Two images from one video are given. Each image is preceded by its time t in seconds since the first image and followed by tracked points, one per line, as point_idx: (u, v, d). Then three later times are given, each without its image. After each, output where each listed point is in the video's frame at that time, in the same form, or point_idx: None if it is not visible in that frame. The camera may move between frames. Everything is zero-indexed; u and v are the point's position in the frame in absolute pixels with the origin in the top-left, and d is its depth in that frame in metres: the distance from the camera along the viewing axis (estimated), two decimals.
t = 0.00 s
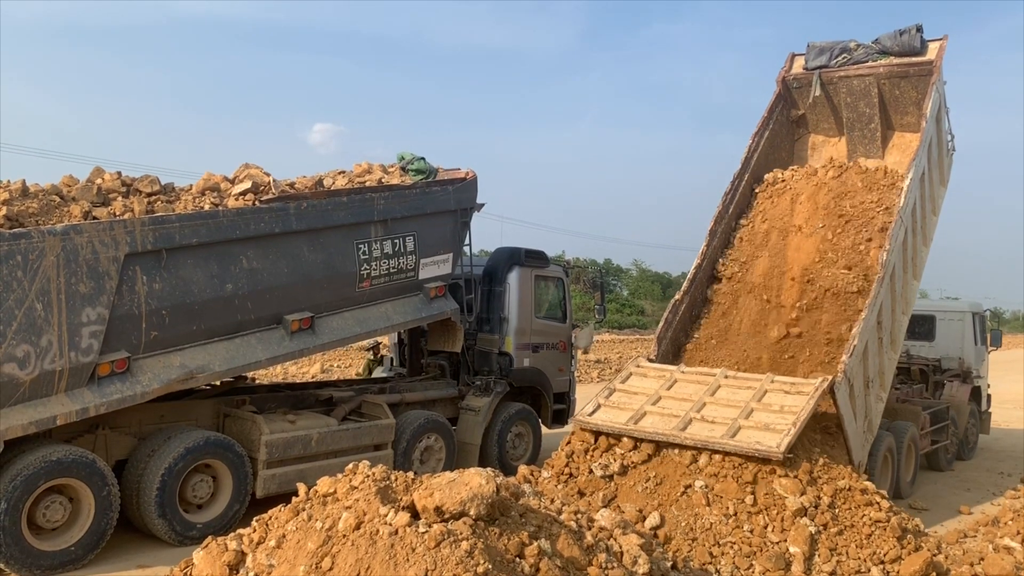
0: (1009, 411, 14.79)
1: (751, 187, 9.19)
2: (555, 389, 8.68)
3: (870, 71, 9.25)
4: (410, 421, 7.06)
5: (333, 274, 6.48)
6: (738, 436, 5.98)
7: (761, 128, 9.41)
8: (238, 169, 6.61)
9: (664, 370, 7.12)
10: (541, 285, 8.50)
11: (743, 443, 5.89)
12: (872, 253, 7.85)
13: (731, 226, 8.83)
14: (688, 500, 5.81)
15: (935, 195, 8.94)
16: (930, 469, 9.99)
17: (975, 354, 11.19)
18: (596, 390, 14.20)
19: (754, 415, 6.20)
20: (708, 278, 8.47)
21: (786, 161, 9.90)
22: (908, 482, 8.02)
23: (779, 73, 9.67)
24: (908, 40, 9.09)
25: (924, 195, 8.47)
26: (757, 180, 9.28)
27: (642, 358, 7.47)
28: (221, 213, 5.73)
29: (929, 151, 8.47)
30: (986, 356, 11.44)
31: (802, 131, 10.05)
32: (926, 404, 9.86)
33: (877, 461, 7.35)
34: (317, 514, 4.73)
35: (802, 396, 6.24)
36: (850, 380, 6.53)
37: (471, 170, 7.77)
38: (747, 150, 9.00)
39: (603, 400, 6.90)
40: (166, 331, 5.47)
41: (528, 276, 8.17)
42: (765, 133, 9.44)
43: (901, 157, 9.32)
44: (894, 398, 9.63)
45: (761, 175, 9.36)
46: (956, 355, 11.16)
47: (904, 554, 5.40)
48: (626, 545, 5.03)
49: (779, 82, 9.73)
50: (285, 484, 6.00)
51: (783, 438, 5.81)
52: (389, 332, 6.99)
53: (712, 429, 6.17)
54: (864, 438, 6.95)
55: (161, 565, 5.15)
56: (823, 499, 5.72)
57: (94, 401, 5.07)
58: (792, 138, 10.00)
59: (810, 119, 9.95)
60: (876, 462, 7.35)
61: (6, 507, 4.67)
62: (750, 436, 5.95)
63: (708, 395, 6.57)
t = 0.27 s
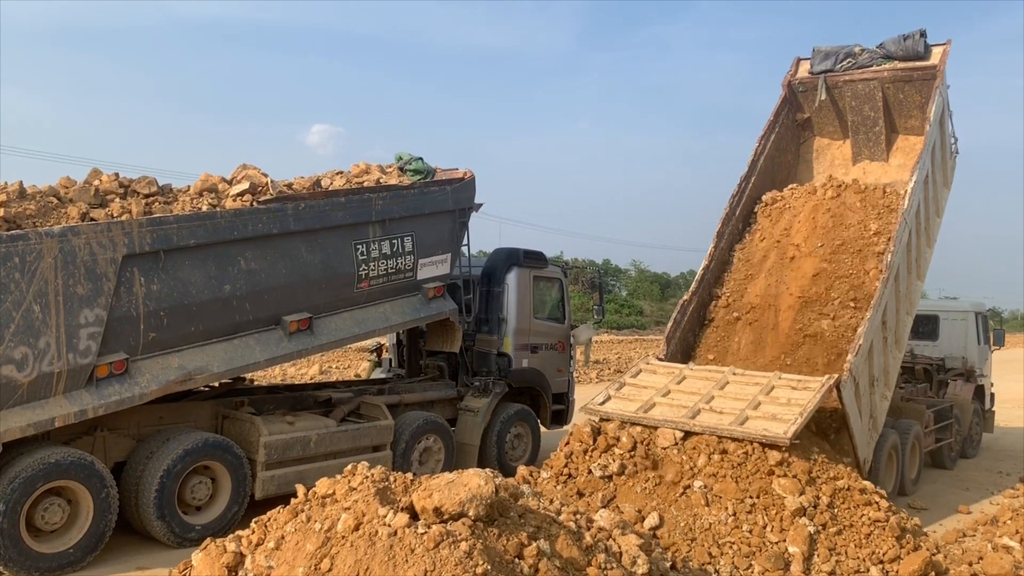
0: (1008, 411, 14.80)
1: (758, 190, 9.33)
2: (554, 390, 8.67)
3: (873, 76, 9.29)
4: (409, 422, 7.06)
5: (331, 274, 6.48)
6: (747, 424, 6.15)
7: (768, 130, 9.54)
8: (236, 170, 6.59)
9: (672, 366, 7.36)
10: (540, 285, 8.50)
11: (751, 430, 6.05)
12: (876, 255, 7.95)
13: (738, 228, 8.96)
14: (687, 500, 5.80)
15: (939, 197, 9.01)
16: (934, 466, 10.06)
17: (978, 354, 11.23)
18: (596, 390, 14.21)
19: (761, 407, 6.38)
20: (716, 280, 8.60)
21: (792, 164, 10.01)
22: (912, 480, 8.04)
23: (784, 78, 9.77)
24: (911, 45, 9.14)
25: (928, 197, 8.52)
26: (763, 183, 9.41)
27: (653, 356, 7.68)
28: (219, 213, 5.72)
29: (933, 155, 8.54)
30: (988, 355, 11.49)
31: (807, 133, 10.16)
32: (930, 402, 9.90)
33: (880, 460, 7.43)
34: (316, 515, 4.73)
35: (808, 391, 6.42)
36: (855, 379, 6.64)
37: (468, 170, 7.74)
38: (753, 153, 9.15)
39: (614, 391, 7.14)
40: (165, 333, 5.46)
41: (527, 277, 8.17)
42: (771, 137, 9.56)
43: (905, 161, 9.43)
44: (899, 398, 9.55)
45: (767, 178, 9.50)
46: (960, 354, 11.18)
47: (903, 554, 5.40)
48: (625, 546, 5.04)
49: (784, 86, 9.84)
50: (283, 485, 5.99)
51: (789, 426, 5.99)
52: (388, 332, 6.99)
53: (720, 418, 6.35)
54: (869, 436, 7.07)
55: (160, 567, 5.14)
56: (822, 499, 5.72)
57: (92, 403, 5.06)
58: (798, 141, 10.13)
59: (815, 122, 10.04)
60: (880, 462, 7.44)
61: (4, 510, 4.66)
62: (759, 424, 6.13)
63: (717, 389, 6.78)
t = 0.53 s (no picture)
0: (1006, 409, 14.83)
1: (764, 191, 9.37)
2: (552, 390, 8.67)
3: (878, 79, 9.42)
4: (407, 422, 7.06)
5: (329, 274, 6.48)
6: (754, 414, 6.37)
7: (774, 132, 9.56)
8: (234, 169, 6.57)
9: (681, 363, 7.59)
10: (539, 285, 8.50)
11: (758, 418, 6.27)
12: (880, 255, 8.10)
13: (744, 229, 9.03)
14: (685, 499, 5.81)
15: (942, 198, 9.11)
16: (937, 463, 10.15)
17: (981, 352, 11.25)
18: (596, 390, 14.23)
19: (768, 399, 6.59)
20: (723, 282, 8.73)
21: (798, 166, 10.06)
22: (914, 476, 8.15)
23: (790, 80, 9.82)
24: (915, 48, 9.29)
25: (931, 198, 8.62)
26: (769, 185, 9.45)
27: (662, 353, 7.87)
28: (216, 214, 5.72)
29: (935, 157, 8.66)
30: (990, 353, 11.53)
31: (813, 135, 10.22)
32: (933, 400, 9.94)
33: (884, 456, 7.54)
34: (315, 515, 4.74)
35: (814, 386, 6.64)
36: (859, 376, 6.78)
37: (466, 169, 7.72)
38: (761, 152, 9.18)
39: (624, 384, 7.40)
40: (162, 333, 5.46)
41: (525, 276, 8.17)
42: (778, 138, 9.59)
43: (910, 163, 9.56)
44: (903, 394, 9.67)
45: (773, 179, 9.53)
46: (963, 352, 11.17)
47: (901, 552, 5.41)
48: (623, 545, 5.05)
49: (790, 88, 9.87)
50: (282, 486, 5.98)
51: (796, 415, 6.21)
52: (386, 331, 6.99)
53: (728, 408, 6.58)
54: (874, 432, 7.20)
55: (159, 568, 5.14)
56: (820, 498, 5.73)
57: (90, 404, 5.06)
58: (803, 143, 10.17)
59: (820, 124, 10.14)
60: (882, 460, 7.48)
61: (3, 510, 4.66)
62: (766, 414, 6.34)
63: (724, 382, 7.00)
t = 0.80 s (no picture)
0: (1006, 407, 14.85)
1: (770, 192, 9.35)
2: (551, 389, 8.67)
3: (882, 81, 9.44)
4: (406, 422, 7.05)
5: (327, 273, 6.47)
6: (762, 406, 6.51)
7: (780, 133, 9.57)
8: (232, 169, 6.55)
9: (690, 359, 7.71)
10: (537, 284, 8.50)
11: (766, 410, 6.42)
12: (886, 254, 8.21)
13: (753, 228, 9.03)
14: (685, 498, 5.81)
15: (946, 199, 9.15)
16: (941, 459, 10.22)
17: (984, 350, 11.28)
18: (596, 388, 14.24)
19: (776, 393, 6.73)
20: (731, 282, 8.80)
21: (804, 167, 10.08)
22: (919, 472, 8.21)
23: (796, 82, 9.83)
24: (920, 52, 9.28)
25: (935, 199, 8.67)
26: (776, 185, 9.44)
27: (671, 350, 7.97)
28: (214, 213, 5.71)
29: (940, 158, 8.71)
30: (994, 352, 11.56)
31: (818, 137, 10.26)
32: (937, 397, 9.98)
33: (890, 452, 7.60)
34: (315, 515, 4.74)
35: (821, 380, 6.77)
36: (865, 372, 6.85)
37: (465, 167, 7.72)
38: (767, 155, 9.19)
39: (634, 377, 7.54)
40: (161, 333, 5.45)
41: (524, 276, 8.17)
42: (784, 140, 9.59)
43: (915, 164, 9.59)
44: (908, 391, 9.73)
45: (781, 180, 9.53)
46: (967, 350, 11.19)
47: (900, 550, 5.42)
48: (623, 544, 5.06)
49: (796, 91, 9.89)
50: (281, 485, 5.98)
51: (803, 407, 6.36)
52: (385, 330, 6.98)
53: (736, 401, 6.72)
54: (879, 427, 7.28)
55: (159, 568, 5.14)
56: (819, 496, 5.74)
57: (89, 404, 5.05)
58: (809, 144, 10.20)
59: (826, 126, 10.15)
60: (887, 455, 7.53)
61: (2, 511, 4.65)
62: (774, 406, 6.49)
63: (733, 377, 7.15)
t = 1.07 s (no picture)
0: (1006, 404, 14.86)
1: (777, 192, 9.36)
2: (551, 387, 8.67)
3: (886, 83, 9.45)
4: (406, 421, 7.04)
5: (326, 272, 6.47)
6: (771, 400, 6.65)
7: (786, 135, 9.57)
8: (230, 168, 6.54)
9: (700, 356, 7.83)
10: (537, 283, 8.49)
11: (775, 404, 6.53)
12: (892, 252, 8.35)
13: (759, 229, 9.06)
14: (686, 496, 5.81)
15: (949, 198, 9.19)
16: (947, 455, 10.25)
17: (988, 348, 11.28)
18: (596, 387, 14.24)
19: (785, 387, 6.88)
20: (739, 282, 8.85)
21: (809, 168, 10.07)
22: (924, 466, 8.38)
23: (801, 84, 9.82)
24: (923, 54, 9.35)
25: (938, 198, 8.69)
26: (783, 185, 9.45)
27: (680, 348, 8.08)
28: (213, 212, 5.71)
29: (943, 158, 8.75)
30: (998, 349, 11.55)
31: (824, 138, 10.23)
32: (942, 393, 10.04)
33: (895, 446, 7.69)
34: (314, 514, 4.75)
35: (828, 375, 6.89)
36: (870, 368, 6.95)
37: (463, 166, 7.73)
38: (773, 156, 9.20)
39: (645, 373, 7.67)
40: (160, 333, 5.45)
41: (524, 274, 8.16)
42: (790, 142, 9.59)
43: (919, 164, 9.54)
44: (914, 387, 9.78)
45: (787, 180, 9.54)
46: (972, 348, 11.21)
47: (900, 548, 5.42)
48: (623, 542, 5.07)
49: (801, 92, 9.88)
50: (281, 485, 5.97)
51: (811, 400, 6.49)
52: (385, 329, 6.98)
53: (746, 395, 6.86)
54: (884, 421, 7.38)
55: (159, 568, 5.14)
56: (819, 494, 5.74)
57: (89, 404, 5.05)
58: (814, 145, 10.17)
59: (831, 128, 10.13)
60: (894, 450, 7.67)
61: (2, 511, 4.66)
62: (783, 400, 6.62)
63: (743, 373, 7.30)
